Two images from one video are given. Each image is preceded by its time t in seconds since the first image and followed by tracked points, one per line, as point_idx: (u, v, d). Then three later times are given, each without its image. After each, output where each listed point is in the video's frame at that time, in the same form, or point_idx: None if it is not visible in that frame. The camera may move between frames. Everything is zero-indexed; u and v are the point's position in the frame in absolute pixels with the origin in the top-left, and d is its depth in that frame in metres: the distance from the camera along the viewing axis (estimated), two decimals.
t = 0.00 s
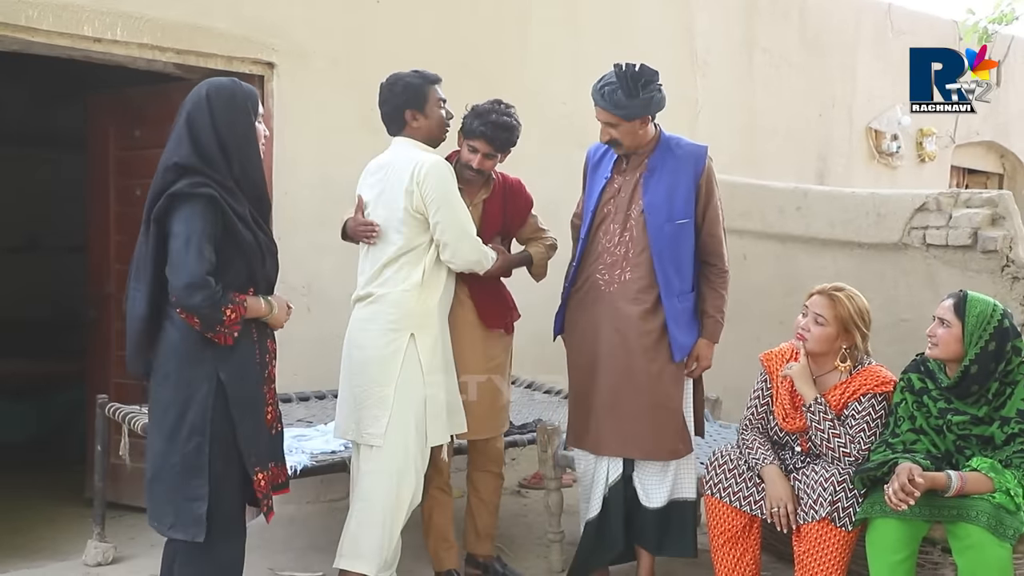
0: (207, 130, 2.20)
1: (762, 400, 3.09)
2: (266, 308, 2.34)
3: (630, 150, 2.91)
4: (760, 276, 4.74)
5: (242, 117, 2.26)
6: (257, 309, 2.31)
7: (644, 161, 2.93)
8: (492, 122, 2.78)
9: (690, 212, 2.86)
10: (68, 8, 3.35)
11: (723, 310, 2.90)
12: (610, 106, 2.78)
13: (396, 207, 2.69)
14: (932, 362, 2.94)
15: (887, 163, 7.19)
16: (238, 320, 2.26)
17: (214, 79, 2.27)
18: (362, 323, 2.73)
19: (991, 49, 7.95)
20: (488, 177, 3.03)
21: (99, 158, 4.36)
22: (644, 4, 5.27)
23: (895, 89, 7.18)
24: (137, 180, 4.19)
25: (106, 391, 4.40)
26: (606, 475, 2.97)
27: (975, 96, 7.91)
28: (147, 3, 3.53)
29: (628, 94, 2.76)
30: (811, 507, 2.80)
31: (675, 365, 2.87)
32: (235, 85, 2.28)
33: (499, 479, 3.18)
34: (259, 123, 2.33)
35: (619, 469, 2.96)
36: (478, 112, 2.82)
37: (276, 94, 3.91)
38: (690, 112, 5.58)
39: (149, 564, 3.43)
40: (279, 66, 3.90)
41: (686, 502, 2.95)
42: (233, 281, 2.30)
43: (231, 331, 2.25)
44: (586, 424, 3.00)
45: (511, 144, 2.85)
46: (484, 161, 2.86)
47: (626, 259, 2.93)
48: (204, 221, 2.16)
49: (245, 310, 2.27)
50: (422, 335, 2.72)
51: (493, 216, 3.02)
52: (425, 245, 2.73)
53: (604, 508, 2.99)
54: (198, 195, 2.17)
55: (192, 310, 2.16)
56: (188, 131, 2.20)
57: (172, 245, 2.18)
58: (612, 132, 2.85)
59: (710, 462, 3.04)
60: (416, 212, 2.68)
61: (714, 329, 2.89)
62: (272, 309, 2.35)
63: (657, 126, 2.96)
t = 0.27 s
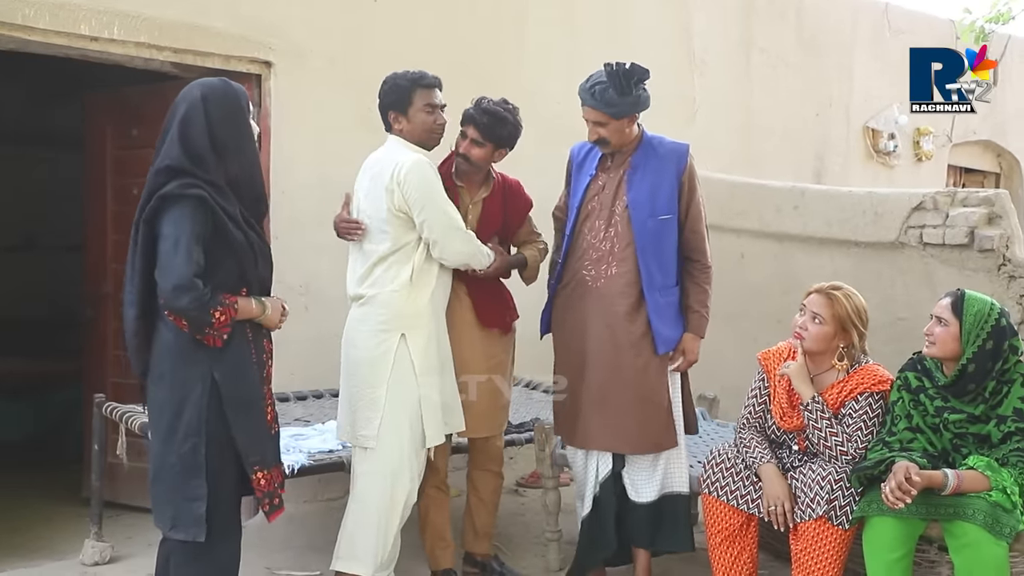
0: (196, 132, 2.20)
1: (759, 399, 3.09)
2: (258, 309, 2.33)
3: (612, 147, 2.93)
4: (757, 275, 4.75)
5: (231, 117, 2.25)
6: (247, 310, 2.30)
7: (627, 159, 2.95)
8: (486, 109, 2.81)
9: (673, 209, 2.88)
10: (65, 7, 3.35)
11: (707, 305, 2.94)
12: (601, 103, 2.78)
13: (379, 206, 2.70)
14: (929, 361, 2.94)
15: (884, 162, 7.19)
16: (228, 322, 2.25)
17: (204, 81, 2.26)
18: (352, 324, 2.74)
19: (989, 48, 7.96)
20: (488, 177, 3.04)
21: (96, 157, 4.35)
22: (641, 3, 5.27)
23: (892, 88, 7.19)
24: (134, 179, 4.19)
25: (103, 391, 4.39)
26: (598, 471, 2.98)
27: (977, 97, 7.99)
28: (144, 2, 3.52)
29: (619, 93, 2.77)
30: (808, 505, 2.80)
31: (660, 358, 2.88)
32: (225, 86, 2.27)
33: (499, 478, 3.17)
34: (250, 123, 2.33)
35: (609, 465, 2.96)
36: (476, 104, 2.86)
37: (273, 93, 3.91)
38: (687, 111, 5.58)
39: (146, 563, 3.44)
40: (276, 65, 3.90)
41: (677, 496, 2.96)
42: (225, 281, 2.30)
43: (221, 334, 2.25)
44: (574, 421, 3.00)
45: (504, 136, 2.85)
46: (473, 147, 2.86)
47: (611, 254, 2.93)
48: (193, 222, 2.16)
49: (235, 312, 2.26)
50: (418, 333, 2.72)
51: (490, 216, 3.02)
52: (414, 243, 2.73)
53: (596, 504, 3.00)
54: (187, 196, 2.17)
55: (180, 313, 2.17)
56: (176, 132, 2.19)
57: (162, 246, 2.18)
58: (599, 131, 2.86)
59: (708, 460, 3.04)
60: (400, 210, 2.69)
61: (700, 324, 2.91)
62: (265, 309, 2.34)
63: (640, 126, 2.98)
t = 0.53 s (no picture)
0: (189, 132, 2.20)
1: (752, 399, 3.10)
2: (246, 312, 2.34)
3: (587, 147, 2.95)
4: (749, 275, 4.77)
5: (224, 118, 2.26)
6: (235, 314, 2.31)
7: (605, 158, 2.98)
8: (482, 105, 2.80)
9: (653, 203, 2.92)
10: (56, 6, 3.34)
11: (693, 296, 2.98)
12: (587, 101, 2.80)
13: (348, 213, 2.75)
14: (920, 360, 2.95)
15: (876, 162, 7.21)
16: (214, 325, 2.25)
17: (199, 80, 2.26)
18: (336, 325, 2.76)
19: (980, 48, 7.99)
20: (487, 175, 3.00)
21: (88, 156, 4.34)
22: (634, 3, 5.28)
23: (883, 88, 7.21)
24: (126, 178, 4.18)
25: (95, 391, 4.38)
26: (585, 469, 2.98)
27: (977, 97, 8.01)
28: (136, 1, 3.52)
29: (603, 90, 2.79)
30: (800, 504, 2.81)
31: (651, 350, 2.92)
32: (220, 86, 2.28)
33: (493, 478, 3.18)
34: (243, 123, 2.33)
35: (597, 460, 2.96)
36: (474, 101, 2.84)
37: (265, 93, 3.90)
38: (680, 111, 5.59)
39: (139, 564, 3.43)
40: (268, 65, 3.89)
41: (663, 487, 2.98)
42: (214, 282, 2.30)
43: (207, 337, 2.25)
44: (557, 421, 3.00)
45: (500, 133, 2.83)
46: (472, 145, 2.83)
47: (596, 250, 2.94)
48: (183, 223, 2.16)
49: (222, 315, 2.27)
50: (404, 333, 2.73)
51: (486, 214, 2.97)
52: (382, 247, 2.73)
53: (583, 503, 2.99)
54: (179, 197, 2.16)
55: (165, 314, 2.16)
56: (170, 132, 2.19)
57: (151, 246, 2.18)
58: (582, 130, 2.88)
59: (700, 460, 3.06)
60: (363, 214, 2.72)
61: (684, 314, 2.95)
62: (253, 312, 2.35)
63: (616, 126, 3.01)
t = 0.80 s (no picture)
0: (190, 129, 2.19)
1: (744, 398, 3.10)
2: (241, 312, 2.34)
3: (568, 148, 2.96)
4: (742, 274, 4.78)
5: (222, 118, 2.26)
6: (231, 314, 2.31)
7: (589, 159, 3.00)
8: (488, 109, 2.80)
9: (639, 203, 2.95)
10: (48, 4, 3.33)
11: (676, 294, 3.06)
12: (573, 92, 2.81)
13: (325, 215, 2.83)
14: (912, 359, 2.96)
15: (868, 162, 7.23)
16: (214, 326, 2.26)
17: (197, 78, 2.26)
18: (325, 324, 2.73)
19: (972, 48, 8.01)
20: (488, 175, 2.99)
21: (80, 155, 4.32)
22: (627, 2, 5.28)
23: (876, 88, 7.23)
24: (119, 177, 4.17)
25: (88, 390, 4.37)
26: (576, 466, 2.98)
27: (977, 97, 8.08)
28: None
29: (590, 85, 2.83)
30: (793, 503, 2.81)
31: (638, 346, 2.96)
32: (217, 86, 2.28)
33: (488, 477, 3.18)
34: (238, 122, 2.33)
35: (588, 457, 2.97)
36: (477, 104, 2.85)
37: (258, 92, 3.90)
38: (673, 111, 5.60)
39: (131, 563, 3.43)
40: (261, 64, 3.89)
41: (652, 482, 3.02)
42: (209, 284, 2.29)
43: (207, 338, 2.25)
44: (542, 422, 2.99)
45: (506, 137, 2.85)
46: (476, 148, 2.83)
47: (585, 250, 2.95)
48: (185, 223, 2.15)
49: (220, 315, 2.27)
50: (394, 334, 2.73)
51: (485, 215, 2.96)
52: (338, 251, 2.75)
53: (575, 501, 2.98)
54: (182, 196, 2.15)
55: (172, 317, 2.16)
56: (171, 129, 2.17)
57: (151, 247, 2.15)
58: (563, 123, 2.87)
59: (693, 459, 3.07)
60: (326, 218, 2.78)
61: (669, 312, 3.03)
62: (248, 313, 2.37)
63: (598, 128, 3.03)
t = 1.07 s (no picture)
0: (190, 127, 2.20)
1: (742, 397, 3.11)
2: (245, 310, 2.36)
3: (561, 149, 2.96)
4: (739, 273, 4.78)
5: (220, 115, 2.27)
6: (238, 311, 2.33)
7: (583, 160, 2.99)
8: (495, 114, 2.85)
9: (633, 205, 2.96)
10: (45, 3, 3.32)
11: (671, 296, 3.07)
12: (570, 92, 2.82)
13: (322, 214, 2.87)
14: (909, 358, 2.96)
15: (865, 161, 7.24)
16: (224, 323, 2.27)
17: (193, 76, 2.26)
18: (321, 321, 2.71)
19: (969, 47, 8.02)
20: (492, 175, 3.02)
21: (77, 154, 4.32)
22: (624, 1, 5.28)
23: (873, 87, 7.23)
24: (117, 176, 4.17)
25: (85, 389, 4.37)
26: (572, 463, 2.98)
27: (977, 97, 8.13)
28: None
29: (586, 86, 2.84)
30: (789, 501, 2.82)
31: (633, 346, 2.96)
32: (214, 83, 2.28)
33: (487, 476, 3.19)
34: (234, 118, 2.34)
35: (583, 455, 2.97)
36: (483, 108, 2.90)
37: (255, 91, 3.89)
38: (670, 109, 5.60)
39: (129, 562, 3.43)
40: (258, 63, 3.88)
41: (648, 482, 3.01)
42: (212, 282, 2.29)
43: (218, 335, 2.26)
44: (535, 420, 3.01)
45: (512, 141, 2.90)
46: (483, 151, 2.88)
47: (578, 251, 2.95)
48: (195, 220, 2.16)
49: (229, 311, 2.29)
50: (392, 335, 2.75)
51: (490, 215, 2.97)
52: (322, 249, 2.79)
53: (571, 498, 2.99)
54: (190, 194, 2.15)
55: (188, 314, 2.16)
56: (171, 127, 2.17)
57: (161, 245, 2.14)
58: (557, 122, 2.87)
59: (691, 458, 3.08)
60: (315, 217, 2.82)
61: (661, 313, 3.05)
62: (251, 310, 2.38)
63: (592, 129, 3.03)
